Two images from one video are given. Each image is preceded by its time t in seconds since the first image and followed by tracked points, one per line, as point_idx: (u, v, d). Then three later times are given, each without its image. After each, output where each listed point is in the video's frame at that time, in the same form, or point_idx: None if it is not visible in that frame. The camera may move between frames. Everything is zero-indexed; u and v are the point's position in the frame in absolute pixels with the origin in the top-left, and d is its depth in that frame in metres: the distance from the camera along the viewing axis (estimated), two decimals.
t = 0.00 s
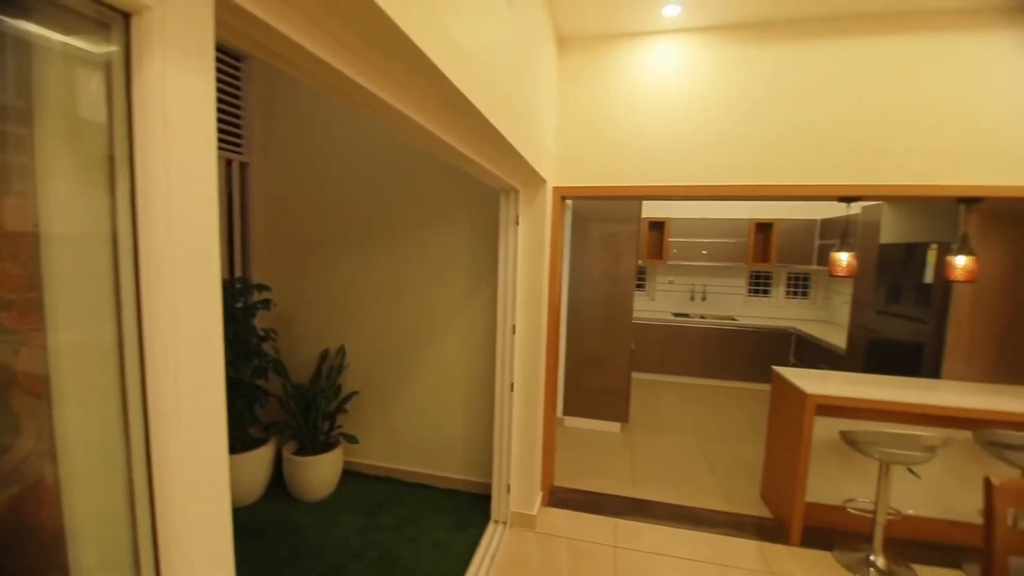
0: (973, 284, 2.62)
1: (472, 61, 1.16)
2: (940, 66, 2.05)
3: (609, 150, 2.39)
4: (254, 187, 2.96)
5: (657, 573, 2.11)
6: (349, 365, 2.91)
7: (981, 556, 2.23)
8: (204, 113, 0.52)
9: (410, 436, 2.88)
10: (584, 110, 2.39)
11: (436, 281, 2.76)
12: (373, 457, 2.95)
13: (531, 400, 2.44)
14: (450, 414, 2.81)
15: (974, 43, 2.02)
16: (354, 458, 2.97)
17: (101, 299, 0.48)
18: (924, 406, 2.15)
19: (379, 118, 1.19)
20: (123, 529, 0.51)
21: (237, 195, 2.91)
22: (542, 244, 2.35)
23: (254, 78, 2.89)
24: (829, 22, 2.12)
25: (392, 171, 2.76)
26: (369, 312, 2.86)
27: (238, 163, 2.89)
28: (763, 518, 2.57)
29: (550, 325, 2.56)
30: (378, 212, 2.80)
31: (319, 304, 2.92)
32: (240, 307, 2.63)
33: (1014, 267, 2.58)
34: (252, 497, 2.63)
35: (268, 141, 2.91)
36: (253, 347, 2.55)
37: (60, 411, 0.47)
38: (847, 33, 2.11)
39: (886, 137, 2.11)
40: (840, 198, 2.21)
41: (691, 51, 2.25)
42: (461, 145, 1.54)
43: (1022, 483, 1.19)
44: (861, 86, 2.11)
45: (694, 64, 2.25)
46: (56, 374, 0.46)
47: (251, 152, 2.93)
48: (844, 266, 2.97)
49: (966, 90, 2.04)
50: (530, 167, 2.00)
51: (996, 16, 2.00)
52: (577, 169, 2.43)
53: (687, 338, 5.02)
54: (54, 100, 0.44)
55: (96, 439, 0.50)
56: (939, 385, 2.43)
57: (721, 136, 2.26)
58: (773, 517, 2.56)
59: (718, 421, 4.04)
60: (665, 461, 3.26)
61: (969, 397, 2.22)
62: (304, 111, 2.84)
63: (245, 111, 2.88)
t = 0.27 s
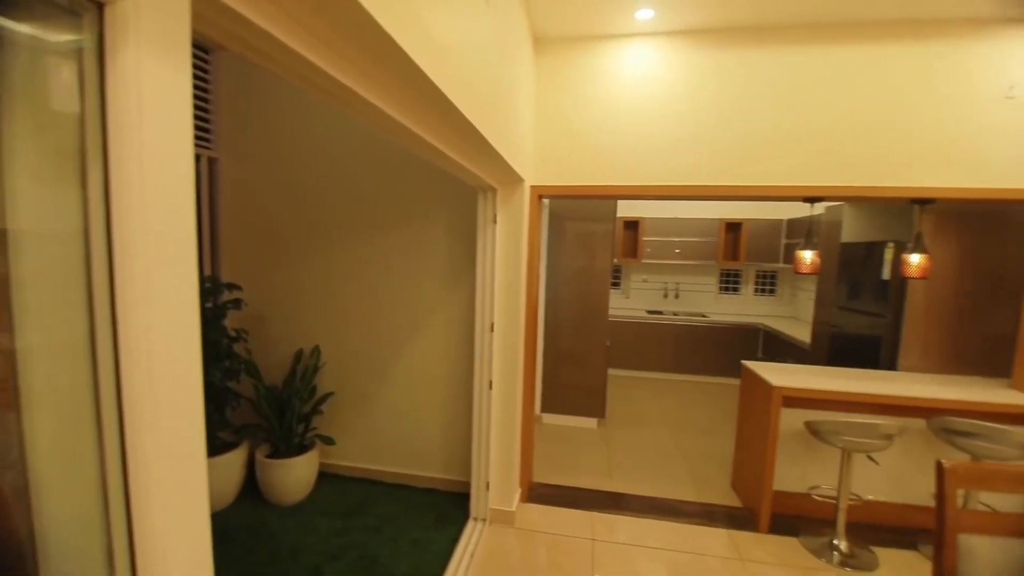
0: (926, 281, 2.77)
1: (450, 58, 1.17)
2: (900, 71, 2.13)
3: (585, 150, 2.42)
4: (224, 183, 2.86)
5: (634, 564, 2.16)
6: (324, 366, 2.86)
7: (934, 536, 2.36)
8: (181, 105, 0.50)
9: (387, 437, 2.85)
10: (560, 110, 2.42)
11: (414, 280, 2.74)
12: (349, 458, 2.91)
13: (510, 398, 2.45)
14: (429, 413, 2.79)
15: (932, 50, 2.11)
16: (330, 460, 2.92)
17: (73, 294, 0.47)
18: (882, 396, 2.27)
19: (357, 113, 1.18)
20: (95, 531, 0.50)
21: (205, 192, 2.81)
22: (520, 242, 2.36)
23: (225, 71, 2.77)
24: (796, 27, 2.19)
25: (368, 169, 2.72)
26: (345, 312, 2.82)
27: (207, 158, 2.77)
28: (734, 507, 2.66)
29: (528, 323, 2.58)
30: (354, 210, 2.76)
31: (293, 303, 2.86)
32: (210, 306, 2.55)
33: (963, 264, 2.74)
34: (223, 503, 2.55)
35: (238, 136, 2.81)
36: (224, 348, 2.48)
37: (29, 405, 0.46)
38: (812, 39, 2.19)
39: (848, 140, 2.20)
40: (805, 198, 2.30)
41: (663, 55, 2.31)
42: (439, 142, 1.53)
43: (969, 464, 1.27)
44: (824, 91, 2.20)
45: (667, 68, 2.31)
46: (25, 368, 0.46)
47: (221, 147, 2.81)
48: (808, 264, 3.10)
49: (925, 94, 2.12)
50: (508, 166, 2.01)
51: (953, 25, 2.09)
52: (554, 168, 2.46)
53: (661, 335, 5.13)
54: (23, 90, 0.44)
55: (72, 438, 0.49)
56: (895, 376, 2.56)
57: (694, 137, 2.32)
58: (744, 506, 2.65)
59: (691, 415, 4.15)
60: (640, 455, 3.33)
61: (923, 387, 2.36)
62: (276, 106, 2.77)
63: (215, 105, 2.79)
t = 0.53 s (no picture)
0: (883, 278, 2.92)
1: (430, 55, 1.16)
2: (859, 79, 2.24)
3: (562, 150, 2.44)
4: (190, 179, 2.75)
5: (612, 557, 2.20)
6: (298, 367, 2.80)
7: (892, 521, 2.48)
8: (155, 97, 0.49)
9: (364, 438, 2.81)
10: (537, 110, 2.43)
11: (391, 279, 2.71)
12: (324, 460, 2.85)
13: (488, 396, 2.45)
14: (407, 413, 2.77)
15: (889, 60, 2.22)
16: (304, 463, 2.85)
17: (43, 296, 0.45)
18: (845, 388, 2.38)
19: (335, 109, 1.16)
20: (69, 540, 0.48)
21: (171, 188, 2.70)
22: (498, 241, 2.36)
23: (192, 62, 2.66)
24: (764, 33, 2.27)
25: (343, 166, 2.68)
26: (319, 312, 2.76)
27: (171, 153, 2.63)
28: (707, 499, 2.74)
29: (506, 322, 2.59)
30: (329, 208, 2.70)
31: (265, 303, 2.78)
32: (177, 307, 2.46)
33: (917, 263, 2.90)
34: (192, 510, 2.46)
35: (205, 130, 2.70)
36: (192, 350, 2.39)
37: None
38: (779, 46, 2.27)
39: (813, 143, 2.29)
40: (774, 199, 2.38)
41: (638, 58, 2.35)
42: (418, 140, 1.52)
43: (924, 451, 1.35)
44: (791, 96, 2.29)
45: (642, 71, 2.36)
46: None
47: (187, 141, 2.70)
48: (775, 262, 3.21)
49: (882, 101, 2.23)
50: (486, 164, 2.01)
51: (909, 36, 2.20)
52: (532, 167, 2.47)
53: (635, 332, 5.22)
54: None
55: (40, 442, 0.47)
56: (856, 369, 2.69)
57: (667, 139, 2.37)
58: (716, 497, 2.74)
59: (665, 410, 4.25)
60: (616, 451, 3.39)
61: (881, 379, 2.48)
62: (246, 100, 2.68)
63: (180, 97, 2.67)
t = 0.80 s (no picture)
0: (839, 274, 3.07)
1: (404, 50, 1.15)
2: (817, 85, 2.35)
3: (535, 148, 2.45)
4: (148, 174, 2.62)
5: (586, 550, 2.23)
6: (265, 369, 2.71)
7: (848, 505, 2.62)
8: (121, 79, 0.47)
9: (336, 441, 2.75)
10: (510, 110, 2.44)
11: (363, 278, 2.66)
12: (294, 464, 2.77)
13: (463, 395, 2.45)
14: (380, 414, 2.73)
15: (843, 67, 2.34)
16: (272, 468, 2.77)
17: None
18: (805, 380, 2.49)
19: (306, 102, 1.13)
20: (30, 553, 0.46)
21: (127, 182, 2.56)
22: (472, 239, 2.35)
23: (149, 51, 2.54)
24: (729, 39, 2.35)
25: (313, 162, 2.61)
26: (288, 312, 2.69)
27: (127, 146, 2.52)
28: (677, 490, 2.81)
29: (480, 320, 2.59)
30: (297, 205, 2.63)
31: (230, 303, 2.68)
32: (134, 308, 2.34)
33: (869, 260, 3.06)
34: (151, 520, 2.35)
35: (162, 123, 2.58)
36: (152, 353, 2.28)
37: None
38: (742, 51, 2.36)
39: (775, 145, 2.38)
40: (738, 199, 2.47)
41: (609, 60, 2.40)
42: (391, 136, 1.50)
43: (877, 436, 1.44)
44: (754, 100, 2.37)
45: (613, 72, 2.40)
46: None
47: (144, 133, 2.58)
48: (739, 260, 3.33)
49: (837, 107, 2.35)
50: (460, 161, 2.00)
51: (862, 46, 2.32)
52: (505, 166, 2.48)
53: (607, 330, 5.31)
54: None
55: None
56: (815, 361, 2.82)
57: (638, 140, 2.42)
58: (685, 488, 2.82)
59: (636, 405, 4.34)
60: (590, 446, 3.44)
61: (838, 370, 2.61)
62: (208, 92, 2.58)
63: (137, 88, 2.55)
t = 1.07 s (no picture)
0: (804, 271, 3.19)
1: (380, 42, 1.15)
2: (784, 87, 2.43)
3: (512, 145, 2.46)
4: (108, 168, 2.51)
5: (564, 543, 2.26)
6: (236, 370, 2.63)
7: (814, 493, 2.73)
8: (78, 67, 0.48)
9: (310, 443, 2.70)
10: (487, 107, 2.44)
11: (338, 276, 2.62)
12: (267, 468, 2.71)
13: (441, 393, 2.43)
14: (356, 415, 2.69)
15: (809, 71, 2.43)
16: (244, 472, 2.69)
17: None
18: (774, 372, 2.58)
19: (275, 89, 1.10)
20: None
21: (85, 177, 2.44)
22: (450, 236, 2.34)
23: (109, 40, 2.43)
24: (701, 41, 2.41)
25: (284, 158, 2.55)
26: (259, 311, 2.62)
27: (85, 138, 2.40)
28: (653, 483, 2.87)
29: (458, 318, 2.58)
30: (268, 202, 2.57)
31: (198, 303, 2.60)
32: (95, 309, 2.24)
33: (833, 257, 3.19)
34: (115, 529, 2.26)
35: (125, 114, 2.47)
36: (114, 355, 2.19)
37: None
38: (714, 53, 2.42)
39: (744, 145, 2.46)
40: (709, 198, 2.53)
41: (584, 59, 2.42)
42: (366, 130, 1.48)
43: (841, 423, 1.50)
44: (723, 101, 2.44)
45: (589, 71, 2.43)
46: None
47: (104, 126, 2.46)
48: (711, 257, 3.41)
49: (803, 109, 2.44)
50: (436, 157, 1.99)
51: (826, 50, 2.42)
52: (482, 163, 2.47)
53: (584, 327, 5.36)
54: None
55: None
56: (783, 355, 2.92)
57: (613, 139, 2.46)
58: (661, 480, 2.87)
59: (613, 401, 4.40)
60: (568, 442, 3.47)
61: (805, 363, 2.71)
62: (173, 84, 2.48)
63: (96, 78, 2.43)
